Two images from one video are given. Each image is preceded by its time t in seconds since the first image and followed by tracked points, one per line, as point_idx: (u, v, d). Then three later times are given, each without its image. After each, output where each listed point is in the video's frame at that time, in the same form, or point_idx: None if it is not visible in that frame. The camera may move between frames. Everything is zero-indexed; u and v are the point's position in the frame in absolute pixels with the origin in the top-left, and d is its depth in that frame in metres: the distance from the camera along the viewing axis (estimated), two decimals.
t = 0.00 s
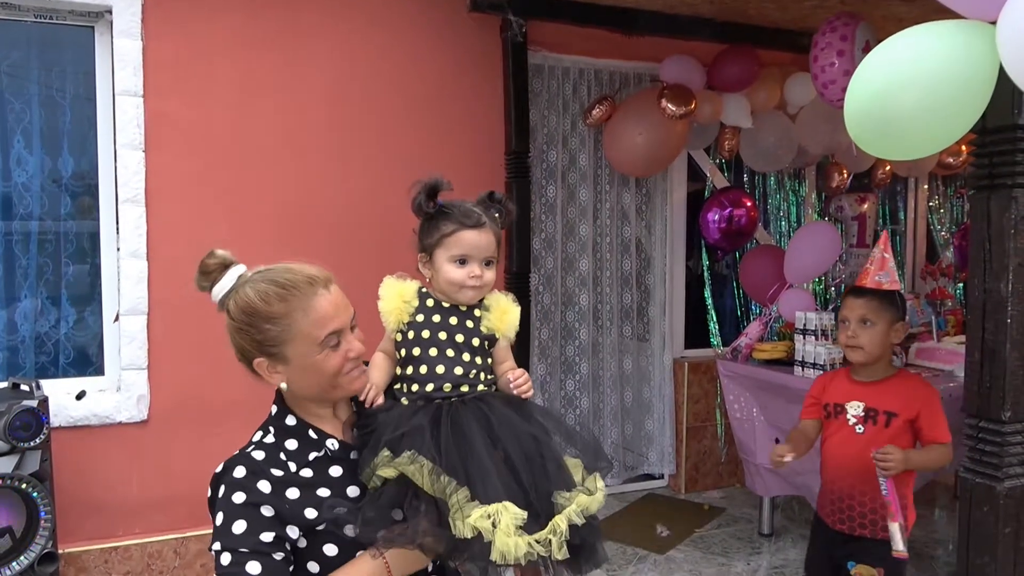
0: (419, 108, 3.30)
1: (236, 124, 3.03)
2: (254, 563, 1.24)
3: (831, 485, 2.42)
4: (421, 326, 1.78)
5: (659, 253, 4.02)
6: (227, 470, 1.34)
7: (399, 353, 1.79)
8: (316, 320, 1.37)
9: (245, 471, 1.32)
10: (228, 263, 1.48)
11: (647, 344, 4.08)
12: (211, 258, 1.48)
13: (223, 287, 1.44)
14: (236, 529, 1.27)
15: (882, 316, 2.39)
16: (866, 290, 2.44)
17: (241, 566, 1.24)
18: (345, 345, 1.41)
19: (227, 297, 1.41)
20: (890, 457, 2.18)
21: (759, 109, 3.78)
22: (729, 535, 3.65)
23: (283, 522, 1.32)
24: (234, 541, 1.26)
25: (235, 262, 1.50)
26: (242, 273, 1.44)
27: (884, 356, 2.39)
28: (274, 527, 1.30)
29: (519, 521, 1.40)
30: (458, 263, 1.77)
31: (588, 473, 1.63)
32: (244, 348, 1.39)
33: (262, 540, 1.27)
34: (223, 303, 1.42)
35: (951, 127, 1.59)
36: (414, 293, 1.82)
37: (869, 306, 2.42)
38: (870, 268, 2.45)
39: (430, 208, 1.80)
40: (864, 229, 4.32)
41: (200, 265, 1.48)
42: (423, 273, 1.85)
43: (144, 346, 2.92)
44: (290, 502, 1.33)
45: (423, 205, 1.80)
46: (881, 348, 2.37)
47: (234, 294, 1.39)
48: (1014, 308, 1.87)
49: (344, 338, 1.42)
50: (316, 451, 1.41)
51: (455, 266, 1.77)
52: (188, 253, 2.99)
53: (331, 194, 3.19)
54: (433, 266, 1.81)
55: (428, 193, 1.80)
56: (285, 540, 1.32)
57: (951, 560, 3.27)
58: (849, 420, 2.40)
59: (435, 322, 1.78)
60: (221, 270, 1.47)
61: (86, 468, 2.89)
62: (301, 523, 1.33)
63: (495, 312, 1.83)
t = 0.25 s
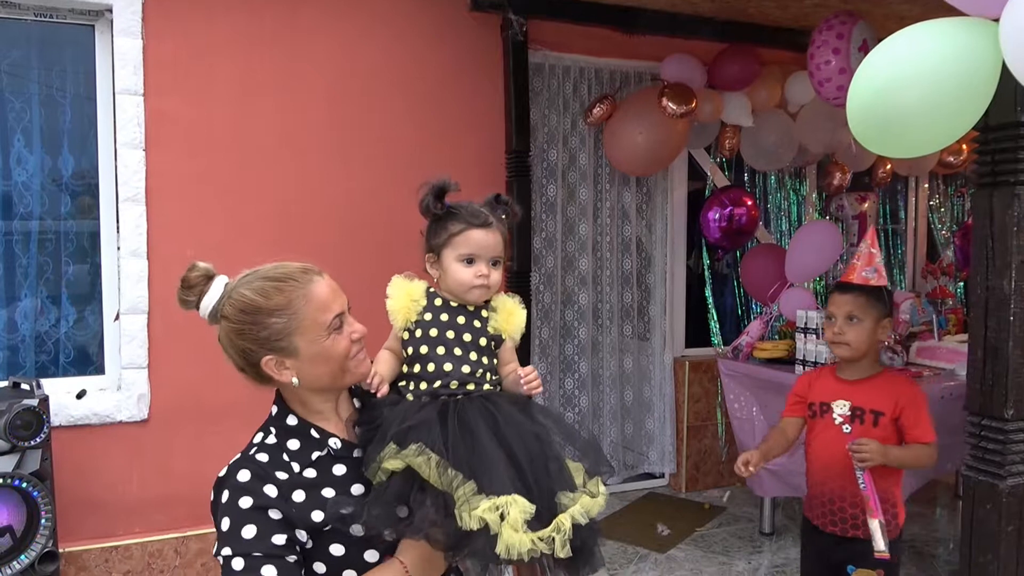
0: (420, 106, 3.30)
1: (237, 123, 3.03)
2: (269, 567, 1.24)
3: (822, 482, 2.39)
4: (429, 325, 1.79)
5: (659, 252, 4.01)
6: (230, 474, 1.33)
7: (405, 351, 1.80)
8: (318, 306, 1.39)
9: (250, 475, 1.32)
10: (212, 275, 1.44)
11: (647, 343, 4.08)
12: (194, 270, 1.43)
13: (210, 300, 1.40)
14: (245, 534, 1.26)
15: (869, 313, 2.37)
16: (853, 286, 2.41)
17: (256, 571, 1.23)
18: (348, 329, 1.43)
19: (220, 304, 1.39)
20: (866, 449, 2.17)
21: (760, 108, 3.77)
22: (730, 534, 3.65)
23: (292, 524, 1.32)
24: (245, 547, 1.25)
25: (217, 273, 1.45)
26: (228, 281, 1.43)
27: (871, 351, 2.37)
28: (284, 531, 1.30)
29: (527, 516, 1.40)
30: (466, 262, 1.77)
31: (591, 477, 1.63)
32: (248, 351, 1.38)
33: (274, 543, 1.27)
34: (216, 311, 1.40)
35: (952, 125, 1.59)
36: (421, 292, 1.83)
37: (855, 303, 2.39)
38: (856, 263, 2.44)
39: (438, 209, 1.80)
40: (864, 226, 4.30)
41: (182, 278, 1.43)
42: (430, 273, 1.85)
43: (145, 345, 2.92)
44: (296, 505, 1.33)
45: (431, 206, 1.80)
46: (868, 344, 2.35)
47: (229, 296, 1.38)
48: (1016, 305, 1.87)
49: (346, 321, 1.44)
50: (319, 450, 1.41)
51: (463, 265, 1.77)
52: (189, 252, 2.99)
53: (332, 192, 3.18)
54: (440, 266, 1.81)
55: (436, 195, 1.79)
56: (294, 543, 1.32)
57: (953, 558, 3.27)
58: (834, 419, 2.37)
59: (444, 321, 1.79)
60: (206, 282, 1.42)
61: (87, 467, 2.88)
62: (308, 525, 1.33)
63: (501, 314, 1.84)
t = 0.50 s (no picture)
0: (420, 105, 3.30)
1: (237, 121, 3.03)
2: (283, 566, 1.25)
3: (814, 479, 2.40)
4: (430, 322, 1.80)
5: (659, 252, 4.01)
6: (234, 475, 1.32)
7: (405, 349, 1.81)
8: (323, 305, 1.39)
9: (254, 475, 1.31)
10: (213, 272, 1.44)
11: (647, 342, 4.07)
12: (195, 268, 1.43)
13: (210, 299, 1.40)
14: (255, 534, 1.26)
15: (853, 311, 2.37)
16: (837, 284, 2.42)
17: (269, 570, 1.24)
18: (352, 327, 1.43)
19: (223, 300, 1.39)
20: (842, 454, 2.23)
21: (760, 107, 3.76)
22: (730, 533, 3.65)
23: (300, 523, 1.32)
24: (256, 547, 1.25)
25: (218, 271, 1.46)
26: (231, 279, 1.43)
27: (854, 349, 2.36)
28: (292, 529, 1.30)
29: (538, 500, 1.41)
30: (468, 260, 1.78)
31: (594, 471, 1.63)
32: (252, 349, 1.37)
33: (284, 542, 1.27)
34: (217, 308, 1.39)
35: (954, 122, 1.59)
36: (421, 291, 1.83)
37: (840, 301, 2.38)
38: (840, 262, 2.46)
39: (440, 207, 1.82)
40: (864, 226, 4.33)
41: (184, 275, 1.43)
42: (432, 272, 1.87)
43: (144, 344, 2.92)
44: (301, 505, 1.33)
45: (433, 204, 1.82)
46: (852, 343, 2.35)
47: (232, 293, 1.38)
48: (1017, 303, 1.87)
49: (350, 320, 1.44)
50: (319, 449, 1.40)
51: (466, 264, 1.78)
52: (189, 251, 2.98)
53: (332, 191, 3.18)
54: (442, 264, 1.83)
55: (438, 192, 1.81)
56: (303, 542, 1.32)
57: (953, 557, 3.27)
58: (821, 417, 2.36)
59: (445, 318, 1.81)
60: (207, 278, 1.43)
61: (87, 466, 2.88)
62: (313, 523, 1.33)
63: (501, 312, 1.88)
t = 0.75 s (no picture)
0: (420, 104, 3.29)
1: (236, 121, 3.02)
2: (294, 562, 1.26)
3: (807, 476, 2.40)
4: (429, 319, 1.79)
5: (660, 251, 4.00)
6: (235, 473, 1.32)
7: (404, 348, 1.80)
8: (324, 304, 1.38)
9: (257, 473, 1.31)
10: (213, 271, 1.43)
11: (648, 341, 4.06)
12: (195, 266, 1.43)
13: (213, 297, 1.39)
14: (262, 532, 1.27)
15: (847, 311, 2.35)
16: (828, 285, 2.40)
17: (280, 567, 1.25)
18: (353, 326, 1.43)
19: (222, 299, 1.38)
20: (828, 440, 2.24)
21: (760, 106, 3.76)
22: (730, 533, 3.65)
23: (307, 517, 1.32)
24: (263, 545, 1.26)
25: (218, 270, 1.45)
26: (231, 278, 1.42)
27: (849, 348, 2.36)
28: (299, 525, 1.30)
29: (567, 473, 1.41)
30: (460, 257, 1.79)
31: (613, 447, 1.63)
32: (253, 348, 1.37)
33: (293, 537, 1.28)
34: (217, 307, 1.39)
35: (954, 122, 1.59)
36: (416, 289, 1.84)
37: (833, 302, 2.37)
38: (829, 263, 2.43)
39: (429, 206, 1.82)
40: (864, 226, 4.32)
41: (184, 275, 1.42)
42: (424, 271, 1.86)
43: (144, 344, 2.91)
44: (305, 501, 1.33)
45: (422, 203, 1.82)
46: (846, 343, 2.34)
47: (233, 293, 1.37)
48: (1018, 303, 1.87)
49: (351, 318, 1.43)
50: (319, 447, 1.39)
51: (457, 261, 1.79)
52: (188, 251, 2.98)
53: (332, 191, 3.18)
54: (434, 263, 1.83)
55: (426, 191, 1.81)
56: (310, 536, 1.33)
57: (953, 557, 3.27)
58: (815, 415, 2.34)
59: (444, 313, 1.81)
60: (207, 278, 1.42)
61: (86, 466, 2.88)
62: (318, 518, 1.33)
63: (495, 304, 1.90)
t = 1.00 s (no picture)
0: (417, 104, 3.29)
1: (234, 120, 3.02)
2: (284, 562, 1.26)
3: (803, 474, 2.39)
4: (422, 322, 1.79)
5: (658, 250, 4.00)
6: (231, 469, 1.32)
7: (397, 352, 1.79)
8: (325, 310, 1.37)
9: (255, 468, 1.31)
10: (225, 258, 1.45)
11: (646, 341, 4.06)
12: (208, 251, 1.44)
13: (223, 280, 1.41)
14: (257, 528, 1.26)
15: (841, 311, 2.35)
16: (823, 286, 2.40)
17: (272, 565, 1.25)
18: (351, 335, 1.42)
19: (228, 288, 1.39)
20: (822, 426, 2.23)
21: (758, 105, 3.76)
22: (729, 532, 3.65)
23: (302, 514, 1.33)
24: (257, 541, 1.26)
25: (231, 257, 1.47)
26: (242, 266, 1.44)
27: (847, 348, 2.36)
28: (294, 522, 1.30)
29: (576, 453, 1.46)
30: (450, 263, 1.79)
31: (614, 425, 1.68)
32: (249, 341, 1.38)
33: (288, 535, 1.28)
34: (223, 295, 1.40)
35: (950, 121, 1.59)
36: (407, 293, 1.83)
37: (827, 303, 2.37)
38: (823, 263, 2.44)
39: (417, 211, 1.82)
40: (862, 225, 4.40)
41: (196, 258, 1.44)
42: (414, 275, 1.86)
43: (142, 344, 2.91)
44: (301, 497, 1.33)
45: (409, 209, 1.82)
46: (841, 344, 2.34)
47: (239, 285, 1.38)
48: (1015, 302, 1.87)
49: (351, 327, 1.42)
50: (312, 443, 1.39)
51: (449, 268, 1.79)
52: (186, 251, 2.98)
53: (330, 191, 3.18)
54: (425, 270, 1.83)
55: (412, 197, 1.81)
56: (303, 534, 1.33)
57: (951, 557, 3.27)
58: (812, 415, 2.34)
59: (436, 316, 1.81)
60: (220, 263, 1.44)
61: (84, 466, 2.88)
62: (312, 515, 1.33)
63: (488, 303, 1.90)
